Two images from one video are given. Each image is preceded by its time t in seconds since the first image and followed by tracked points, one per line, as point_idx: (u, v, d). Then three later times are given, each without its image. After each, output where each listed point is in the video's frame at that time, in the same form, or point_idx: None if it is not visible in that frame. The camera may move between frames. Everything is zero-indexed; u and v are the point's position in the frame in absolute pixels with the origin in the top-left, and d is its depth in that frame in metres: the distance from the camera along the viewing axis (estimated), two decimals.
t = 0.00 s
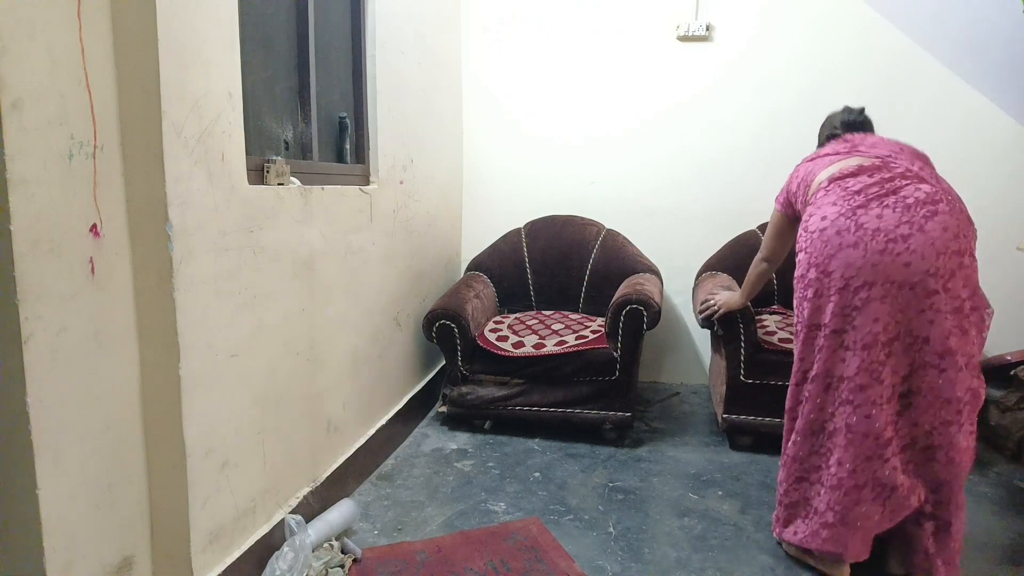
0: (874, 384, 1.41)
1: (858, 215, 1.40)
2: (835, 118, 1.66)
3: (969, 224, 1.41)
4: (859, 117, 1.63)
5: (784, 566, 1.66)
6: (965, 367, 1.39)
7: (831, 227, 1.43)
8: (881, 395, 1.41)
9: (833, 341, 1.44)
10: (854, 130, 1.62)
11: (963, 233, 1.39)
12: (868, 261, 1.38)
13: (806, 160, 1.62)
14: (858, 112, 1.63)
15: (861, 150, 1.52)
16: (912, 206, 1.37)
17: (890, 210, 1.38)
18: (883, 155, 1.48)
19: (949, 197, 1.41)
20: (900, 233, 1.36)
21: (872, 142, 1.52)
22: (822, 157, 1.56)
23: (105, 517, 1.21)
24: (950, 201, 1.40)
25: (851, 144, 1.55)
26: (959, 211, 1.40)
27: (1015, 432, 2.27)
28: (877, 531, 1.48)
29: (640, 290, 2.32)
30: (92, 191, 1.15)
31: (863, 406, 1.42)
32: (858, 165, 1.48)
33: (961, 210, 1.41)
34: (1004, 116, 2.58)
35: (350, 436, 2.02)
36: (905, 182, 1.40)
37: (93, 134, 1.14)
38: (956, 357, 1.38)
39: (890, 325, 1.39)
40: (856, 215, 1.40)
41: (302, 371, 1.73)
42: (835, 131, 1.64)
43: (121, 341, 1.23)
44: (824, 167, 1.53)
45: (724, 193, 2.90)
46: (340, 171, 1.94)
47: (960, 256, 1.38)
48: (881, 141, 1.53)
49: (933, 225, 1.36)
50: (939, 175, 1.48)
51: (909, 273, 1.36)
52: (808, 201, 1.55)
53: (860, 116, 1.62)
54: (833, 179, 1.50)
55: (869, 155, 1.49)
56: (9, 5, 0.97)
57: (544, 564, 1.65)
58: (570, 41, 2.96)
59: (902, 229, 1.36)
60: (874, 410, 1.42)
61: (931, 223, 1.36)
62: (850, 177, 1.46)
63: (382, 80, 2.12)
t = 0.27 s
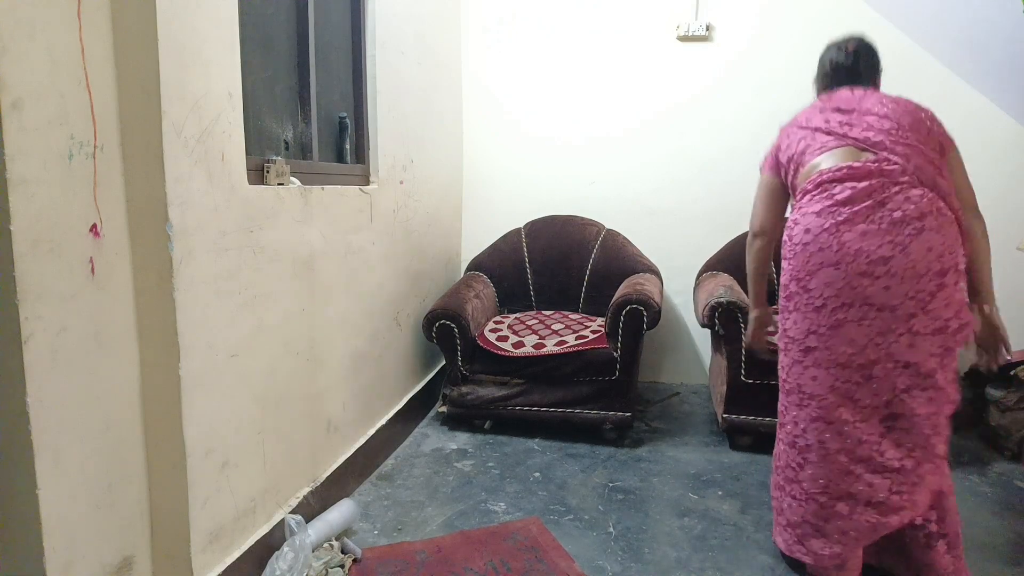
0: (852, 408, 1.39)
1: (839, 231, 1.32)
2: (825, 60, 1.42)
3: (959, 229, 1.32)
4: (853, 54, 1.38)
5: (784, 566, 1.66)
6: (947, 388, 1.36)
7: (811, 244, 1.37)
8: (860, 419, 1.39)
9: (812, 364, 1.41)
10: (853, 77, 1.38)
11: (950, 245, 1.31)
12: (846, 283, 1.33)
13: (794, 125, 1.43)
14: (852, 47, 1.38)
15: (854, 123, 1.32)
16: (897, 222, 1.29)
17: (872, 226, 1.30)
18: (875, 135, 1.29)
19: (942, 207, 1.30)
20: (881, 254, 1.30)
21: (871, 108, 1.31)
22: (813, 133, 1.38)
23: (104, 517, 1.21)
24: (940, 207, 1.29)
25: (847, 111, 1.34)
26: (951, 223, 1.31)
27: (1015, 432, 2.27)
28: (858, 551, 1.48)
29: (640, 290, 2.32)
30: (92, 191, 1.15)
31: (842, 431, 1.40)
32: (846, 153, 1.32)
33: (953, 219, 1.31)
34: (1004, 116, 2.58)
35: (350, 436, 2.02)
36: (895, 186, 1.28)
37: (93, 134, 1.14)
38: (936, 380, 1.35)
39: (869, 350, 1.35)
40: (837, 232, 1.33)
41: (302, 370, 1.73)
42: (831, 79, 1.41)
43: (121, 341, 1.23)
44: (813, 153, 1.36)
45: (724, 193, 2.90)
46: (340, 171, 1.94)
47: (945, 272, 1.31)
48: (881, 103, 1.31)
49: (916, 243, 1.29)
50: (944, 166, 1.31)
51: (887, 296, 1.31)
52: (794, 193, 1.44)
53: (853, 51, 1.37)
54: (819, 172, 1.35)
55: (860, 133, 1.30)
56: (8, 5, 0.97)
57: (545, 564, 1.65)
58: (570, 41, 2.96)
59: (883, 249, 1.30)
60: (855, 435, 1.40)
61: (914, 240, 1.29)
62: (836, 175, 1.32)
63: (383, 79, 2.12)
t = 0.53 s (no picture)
0: (834, 405, 1.47)
1: (826, 240, 1.38)
2: None
3: (941, 236, 1.38)
4: None
5: (784, 566, 1.66)
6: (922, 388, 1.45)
7: (799, 249, 1.43)
8: (842, 417, 1.47)
9: (798, 363, 1.49)
10: (850, 44, 1.30)
11: (930, 253, 1.38)
12: (831, 289, 1.40)
13: (782, 94, 1.36)
14: None
15: (846, 115, 1.29)
16: (882, 232, 1.34)
17: (859, 235, 1.35)
18: (866, 135, 1.28)
19: (928, 216, 1.35)
20: (865, 263, 1.36)
21: (864, 98, 1.27)
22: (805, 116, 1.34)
23: (104, 517, 1.21)
24: (926, 216, 1.34)
25: (840, 97, 1.29)
26: (933, 233, 1.37)
27: (1015, 432, 2.26)
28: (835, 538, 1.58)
29: (640, 290, 2.32)
30: (92, 191, 1.15)
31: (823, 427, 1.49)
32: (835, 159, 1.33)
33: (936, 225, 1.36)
34: (1004, 117, 2.58)
35: (350, 436, 2.02)
36: (883, 196, 1.32)
37: (93, 134, 1.15)
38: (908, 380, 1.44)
39: (852, 353, 1.42)
40: (824, 240, 1.38)
41: (301, 371, 1.73)
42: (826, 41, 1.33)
43: (121, 340, 1.23)
44: (806, 147, 1.36)
45: (724, 193, 2.90)
46: (340, 171, 1.94)
47: (923, 279, 1.39)
48: (875, 94, 1.27)
49: (900, 252, 1.35)
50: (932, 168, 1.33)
51: (870, 302, 1.38)
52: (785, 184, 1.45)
53: None
54: (811, 174, 1.38)
55: (851, 132, 1.29)
56: (8, 5, 0.97)
57: (544, 564, 1.65)
58: (570, 41, 2.96)
59: (867, 258, 1.36)
60: (836, 431, 1.48)
61: (897, 249, 1.35)
62: (827, 181, 1.35)
63: (382, 80, 2.12)
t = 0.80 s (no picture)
0: (833, 404, 1.48)
1: (827, 240, 1.38)
2: None
3: (935, 235, 1.41)
4: None
5: (784, 566, 1.66)
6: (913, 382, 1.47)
7: (800, 250, 1.42)
8: (840, 414, 1.48)
9: (797, 363, 1.48)
10: (858, 44, 1.29)
11: (924, 251, 1.41)
12: (832, 289, 1.40)
13: (788, 97, 1.34)
14: None
15: (851, 119, 1.30)
16: (882, 232, 1.36)
17: (860, 236, 1.36)
18: (869, 140, 1.30)
19: (922, 215, 1.37)
20: (866, 263, 1.37)
21: (873, 106, 1.28)
22: (811, 119, 1.33)
23: (104, 517, 1.21)
24: (922, 216, 1.37)
25: (848, 104, 1.30)
26: (926, 230, 1.40)
27: (1015, 432, 2.26)
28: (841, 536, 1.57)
29: (640, 290, 2.32)
30: (92, 191, 1.15)
31: (824, 425, 1.49)
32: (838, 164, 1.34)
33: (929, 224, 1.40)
34: (1004, 117, 2.58)
35: (350, 436, 2.02)
36: (886, 199, 1.33)
37: (93, 134, 1.14)
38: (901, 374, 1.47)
39: (852, 352, 1.43)
40: (826, 241, 1.38)
41: (301, 371, 1.73)
42: (833, 39, 1.31)
43: (121, 341, 1.23)
44: (809, 150, 1.36)
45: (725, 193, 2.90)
46: (340, 171, 1.94)
47: (918, 276, 1.41)
48: (883, 101, 1.28)
49: (898, 251, 1.37)
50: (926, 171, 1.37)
51: (869, 301, 1.39)
52: (785, 186, 1.45)
53: None
54: (814, 180, 1.39)
55: (858, 139, 1.30)
56: (8, 5, 0.97)
57: (544, 564, 1.65)
58: (570, 41, 2.96)
59: (867, 257, 1.37)
60: (834, 428, 1.49)
61: (896, 249, 1.37)
62: (831, 186, 1.36)
63: (383, 79, 2.12)
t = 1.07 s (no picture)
0: (833, 402, 1.48)
1: (829, 240, 1.38)
2: None
3: (932, 232, 1.42)
4: None
5: (784, 566, 1.66)
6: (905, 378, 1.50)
7: (801, 250, 1.42)
8: (840, 412, 1.49)
9: (798, 362, 1.49)
10: (862, 46, 1.28)
11: (919, 248, 1.43)
12: (833, 288, 1.40)
13: (793, 101, 1.33)
14: None
15: (855, 121, 1.30)
16: (881, 231, 1.36)
17: (860, 235, 1.37)
18: (872, 143, 1.30)
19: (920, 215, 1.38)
20: (866, 261, 1.38)
21: (876, 110, 1.29)
22: (816, 122, 1.32)
23: (104, 517, 1.21)
24: (921, 214, 1.38)
25: (852, 108, 1.30)
26: (922, 229, 1.41)
27: (1015, 432, 2.26)
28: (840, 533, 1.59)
29: (640, 291, 2.32)
30: (92, 190, 1.15)
31: (824, 423, 1.50)
32: (841, 168, 1.34)
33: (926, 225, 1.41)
34: (1004, 117, 2.58)
35: (350, 436, 2.02)
36: (888, 199, 1.34)
37: (93, 134, 1.14)
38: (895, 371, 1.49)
39: (852, 350, 1.44)
40: (827, 240, 1.38)
41: (301, 371, 1.73)
42: (837, 42, 1.30)
43: (121, 341, 1.23)
44: (812, 153, 1.35)
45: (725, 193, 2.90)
46: (340, 171, 1.94)
47: (914, 273, 1.43)
48: (885, 105, 1.29)
49: (896, 250, 1.38)
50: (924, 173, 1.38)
51: (869, 299, 1.40)
52: (786, 188, 1.43)
53: None
54: (817, 183, 1.38)
55: (861, 141, 1.30)
56: (8, 5, 0.97)
57: (545, 564, 1.65)
58: (570, 41, 2.96)
59: (867, 256, 1.37)
60: (834, 425, 1.50)
61: (894, 247, 1.38)
62: (832, 189, 1.36)
63: (382, 80, 2.12)
